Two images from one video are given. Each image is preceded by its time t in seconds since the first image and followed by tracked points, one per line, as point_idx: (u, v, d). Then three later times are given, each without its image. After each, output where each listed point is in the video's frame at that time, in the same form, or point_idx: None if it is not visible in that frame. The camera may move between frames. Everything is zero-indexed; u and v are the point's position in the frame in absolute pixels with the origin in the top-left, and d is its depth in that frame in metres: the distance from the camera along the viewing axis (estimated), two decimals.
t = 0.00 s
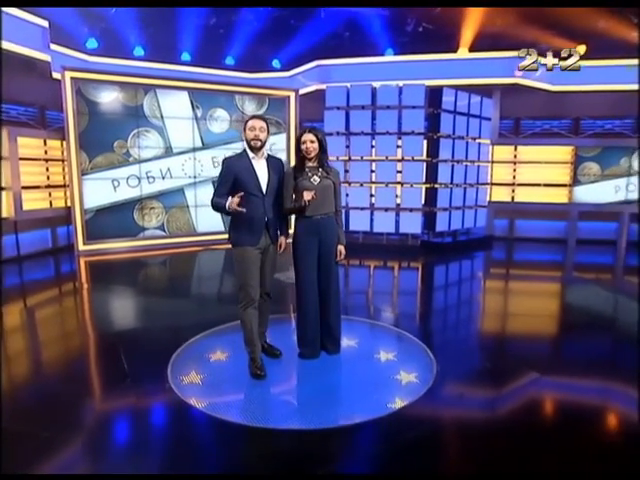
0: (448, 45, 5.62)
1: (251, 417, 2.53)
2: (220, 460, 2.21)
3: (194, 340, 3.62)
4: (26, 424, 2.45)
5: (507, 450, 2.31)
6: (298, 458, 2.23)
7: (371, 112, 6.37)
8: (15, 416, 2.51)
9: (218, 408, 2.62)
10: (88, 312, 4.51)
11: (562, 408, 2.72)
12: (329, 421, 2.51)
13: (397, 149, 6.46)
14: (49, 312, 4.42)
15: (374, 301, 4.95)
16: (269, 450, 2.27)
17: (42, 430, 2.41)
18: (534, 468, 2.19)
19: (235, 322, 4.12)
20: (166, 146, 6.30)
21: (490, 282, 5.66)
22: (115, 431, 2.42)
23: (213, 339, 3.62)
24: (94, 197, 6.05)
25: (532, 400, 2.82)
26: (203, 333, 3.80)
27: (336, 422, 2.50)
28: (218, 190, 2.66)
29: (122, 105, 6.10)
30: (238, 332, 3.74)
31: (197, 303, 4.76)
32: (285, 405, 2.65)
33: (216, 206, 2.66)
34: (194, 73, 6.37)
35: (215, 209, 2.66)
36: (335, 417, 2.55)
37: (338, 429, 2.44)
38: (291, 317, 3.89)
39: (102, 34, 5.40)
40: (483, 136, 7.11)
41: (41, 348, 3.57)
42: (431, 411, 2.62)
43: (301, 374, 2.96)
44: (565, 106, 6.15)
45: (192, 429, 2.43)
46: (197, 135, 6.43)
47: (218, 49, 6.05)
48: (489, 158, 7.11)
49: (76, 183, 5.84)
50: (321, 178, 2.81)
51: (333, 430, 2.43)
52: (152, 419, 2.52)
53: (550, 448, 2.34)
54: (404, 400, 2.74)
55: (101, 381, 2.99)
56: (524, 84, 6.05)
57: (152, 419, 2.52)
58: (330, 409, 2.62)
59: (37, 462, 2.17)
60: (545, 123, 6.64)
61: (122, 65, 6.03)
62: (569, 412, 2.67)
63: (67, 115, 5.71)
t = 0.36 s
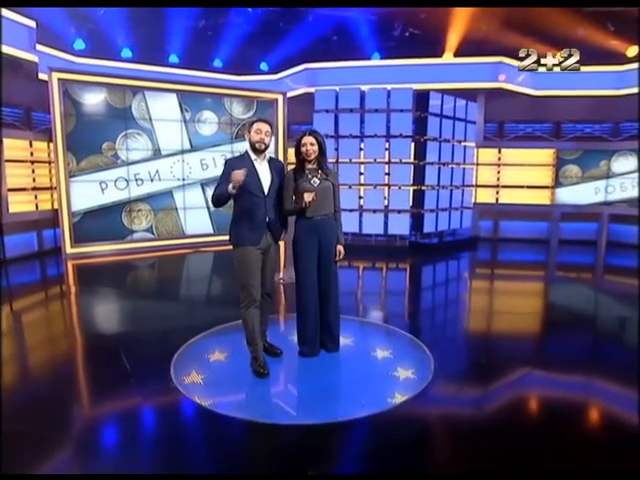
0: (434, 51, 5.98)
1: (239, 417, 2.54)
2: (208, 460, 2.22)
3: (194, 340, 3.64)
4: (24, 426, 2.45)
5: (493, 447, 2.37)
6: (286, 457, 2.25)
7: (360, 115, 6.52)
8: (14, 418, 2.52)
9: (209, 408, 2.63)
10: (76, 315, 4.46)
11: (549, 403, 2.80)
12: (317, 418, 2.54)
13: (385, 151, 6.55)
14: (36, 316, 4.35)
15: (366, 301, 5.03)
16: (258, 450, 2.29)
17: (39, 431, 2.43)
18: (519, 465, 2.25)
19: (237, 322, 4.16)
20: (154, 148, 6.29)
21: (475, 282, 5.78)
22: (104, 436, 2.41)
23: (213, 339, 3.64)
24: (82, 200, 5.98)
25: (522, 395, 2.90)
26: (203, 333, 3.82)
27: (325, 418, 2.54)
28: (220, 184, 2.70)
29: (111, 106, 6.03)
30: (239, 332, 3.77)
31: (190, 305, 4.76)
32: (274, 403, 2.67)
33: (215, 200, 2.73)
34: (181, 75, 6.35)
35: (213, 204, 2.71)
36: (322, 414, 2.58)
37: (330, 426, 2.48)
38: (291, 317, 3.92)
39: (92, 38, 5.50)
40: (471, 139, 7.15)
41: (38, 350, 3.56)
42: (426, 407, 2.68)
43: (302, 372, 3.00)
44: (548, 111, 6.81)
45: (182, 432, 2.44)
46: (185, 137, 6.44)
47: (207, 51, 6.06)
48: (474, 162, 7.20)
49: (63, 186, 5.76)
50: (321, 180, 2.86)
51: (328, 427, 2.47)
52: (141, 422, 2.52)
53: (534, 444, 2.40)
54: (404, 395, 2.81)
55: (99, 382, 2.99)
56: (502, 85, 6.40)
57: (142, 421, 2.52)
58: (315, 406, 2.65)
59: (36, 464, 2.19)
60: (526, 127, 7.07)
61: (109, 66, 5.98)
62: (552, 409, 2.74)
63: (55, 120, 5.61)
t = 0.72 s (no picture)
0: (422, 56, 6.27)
1: (228, 421, 2.54)
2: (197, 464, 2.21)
3: (194, 340, 3.66)
4: (26, 429, 2.45)
5: (479, 445, 2.41)
6: (274, 460, 2.24)
7: (349, 119, 6.61)
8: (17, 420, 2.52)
9: (200, 411, 2.63)
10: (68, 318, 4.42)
11: (535, 401, 2.86)
12: (307, 420, 2.56)
13: (373, 154, 6.67)
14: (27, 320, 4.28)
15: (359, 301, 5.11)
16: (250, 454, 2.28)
17: (40, 433, 2.43)
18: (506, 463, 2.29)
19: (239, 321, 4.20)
20: (143, 151, 6.28)
21: (461, 282, 5.92)
22: (93, 443, 2.38)
23: (214, 339, 3.67)
24: (70, 202, 5.93)
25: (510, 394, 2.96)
26: (205, 333, 3.86)
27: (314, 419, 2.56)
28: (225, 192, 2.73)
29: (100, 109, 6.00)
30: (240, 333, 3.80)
31: (184, 307, 4.76)
32: (259, 407, 2.67)
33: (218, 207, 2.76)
34: (171, 78, 6.33)
35: (217, 207, 2.75)
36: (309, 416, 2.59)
37: (321, 427, 2.50)
38: (290, 317, 3.96)
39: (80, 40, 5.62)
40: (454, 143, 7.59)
41: (36, 351, 3.55)
42: (425, 404, 2.74)
43: (304, 369, 3.05)
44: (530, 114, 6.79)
45: (173, 435, 2.43)
46: (174, 140, 6.44)
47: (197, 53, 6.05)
48: (459, 165, 7.57)
49: (51, 188, 5.70)
50: (321, 182, 2.92)
51: (323, 426, 2.50)
52: (131, 429, 2.49)
53: (519, 442, 2.44)
54: (403, 390, 2.89)
55: (99, 384, 2.99)
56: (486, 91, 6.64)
57: (132, 428, 2.50)
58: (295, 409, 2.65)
59: (37, 466, 2.18)
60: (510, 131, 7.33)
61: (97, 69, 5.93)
62: (536, 407, 2.79)
63: (42, 122, 5.54)
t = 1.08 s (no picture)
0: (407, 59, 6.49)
1: (217, 422, 2.54)
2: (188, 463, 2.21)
3: (191, 343, 3.66)
4: (28, 432, 2.42)
5: (467, 436, 2.45)
6: (268, 457, 2.25)
7: (338, 122, 6.63)
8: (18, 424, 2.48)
9: (191, 413, 2.62)
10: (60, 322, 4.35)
11: (520, 396, 2.93)
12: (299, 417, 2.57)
13: (362, 157, 6.68)
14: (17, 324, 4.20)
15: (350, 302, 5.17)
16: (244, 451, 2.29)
17: (40, 436, 2.39)
18: (492, 449, 2.34)
19: (241, 321, 4.26)
20: (132, 153, 6.23)
21: (448, 282, 6.03)
22: (84, 447, 2.33)
23: (214, 340, 3.71)
24: (58, 205, 5.82)
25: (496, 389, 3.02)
26: (205, 333, 3.90)
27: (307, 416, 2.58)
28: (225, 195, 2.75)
29: (89, 111, 5.90)
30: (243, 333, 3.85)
31: (177, 310, 4.74)
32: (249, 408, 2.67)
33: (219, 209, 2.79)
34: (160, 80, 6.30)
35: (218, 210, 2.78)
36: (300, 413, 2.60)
37: (315, 423, 2.52)
38: (289, 317, 4.02)
39: (68, 40, 5.73)
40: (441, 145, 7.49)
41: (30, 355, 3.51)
42: (430, 401, 2.80)
43: (305, 366, 3.11)
44: (513, 120, 7.29)
45: (165, 438, 2.40)
46: (163, 143, 6.42)
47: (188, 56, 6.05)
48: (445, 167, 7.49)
49: (39, 191, 5.59)
50: (321, 185, 2.99)
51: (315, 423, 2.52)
52: (120, 431, 2.47)
53: (505, 431, 2.51)
54: (403, 385, 2.98)
55: (100, 387, 2.97)
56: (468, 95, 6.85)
57: (120, 430, 2.47)
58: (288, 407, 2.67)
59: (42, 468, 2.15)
60: (494, 135, 7.47)
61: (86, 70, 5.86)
62: (521, 401, 2.86)
63: (30, 123, 5.42)
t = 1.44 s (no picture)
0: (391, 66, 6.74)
1: (220, 420, 2.56)
2: (178, 462, 2.21)
3: (191, 343, 3.72)
4: (27, 433, 2.41)
5: (450, 431, 2.50)
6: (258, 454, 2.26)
7: (327, 126, 6.53)
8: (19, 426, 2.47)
9: (181, 415, 2.62)
10: (53, 324, 4.32)
11: (503, 391, 3.01)
12: (290, 415, 2.60)
13: (350, 161, 6.61)
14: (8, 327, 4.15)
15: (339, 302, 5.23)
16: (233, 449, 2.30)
17: (36, 436, 2.39)
18: (476, 443, 2.40)
19: (239, 322, 4.30)
20: (120, 155, 6.19)
21: (433, 282, 6.13)
22: (72, 451, 2.29)
23: (212, 340, 3.75)
24: (46, 208, 5.76)
25: (480, 386, 3.10)
26: (201, 335, 3.93)
27: (297, 414, 2.61)
28: (231, 197, 2.77)
29: (77, 113, 5.84)
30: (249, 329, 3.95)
31: (169, 312, 4.73)
32: (237, 408, 2.68)
33: (223, 213, 2.82)
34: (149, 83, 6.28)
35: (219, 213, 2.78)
36: (289, 412, 2.63)
37: (304, 421, 2.55)
38: (285, 315, 4.09)
39: (56, 41, 5.61)
40: (426, 148, 7.37)
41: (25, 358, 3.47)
42: (430, 396, 2.88)
43: (305, 363, 3.18)
44: (497, 124, 7.87)
45: (153, 439, 2.40)
46: (152, 145, 6.41)
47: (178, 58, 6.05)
48: (430, 170, 7.48)
49: (26, 193, 5.52)
50: (320, 187, 3.08)
51: (304, 421, 2.55)
52: (108, 434, 2.45)
53: (488, 426, 2.57)
54: (400, 379, 3.08)
55: (102, 388, 2.98)
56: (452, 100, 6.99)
57: (108, 433, 2.46)
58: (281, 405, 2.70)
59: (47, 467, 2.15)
60: (477, 139, 7.90)
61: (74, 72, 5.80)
62: (504, 396, 2.93)
63: (17, 125, 5.35)
